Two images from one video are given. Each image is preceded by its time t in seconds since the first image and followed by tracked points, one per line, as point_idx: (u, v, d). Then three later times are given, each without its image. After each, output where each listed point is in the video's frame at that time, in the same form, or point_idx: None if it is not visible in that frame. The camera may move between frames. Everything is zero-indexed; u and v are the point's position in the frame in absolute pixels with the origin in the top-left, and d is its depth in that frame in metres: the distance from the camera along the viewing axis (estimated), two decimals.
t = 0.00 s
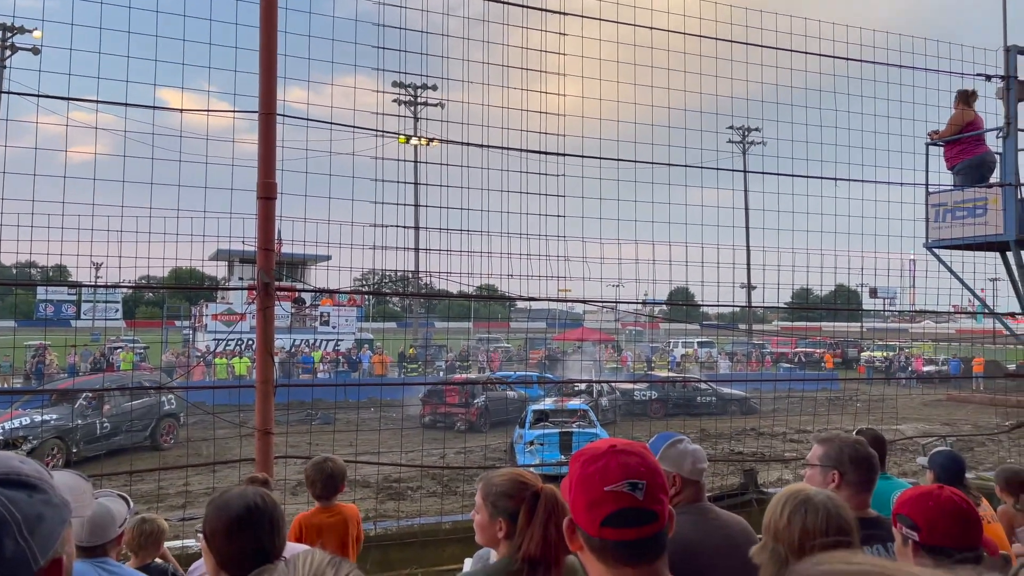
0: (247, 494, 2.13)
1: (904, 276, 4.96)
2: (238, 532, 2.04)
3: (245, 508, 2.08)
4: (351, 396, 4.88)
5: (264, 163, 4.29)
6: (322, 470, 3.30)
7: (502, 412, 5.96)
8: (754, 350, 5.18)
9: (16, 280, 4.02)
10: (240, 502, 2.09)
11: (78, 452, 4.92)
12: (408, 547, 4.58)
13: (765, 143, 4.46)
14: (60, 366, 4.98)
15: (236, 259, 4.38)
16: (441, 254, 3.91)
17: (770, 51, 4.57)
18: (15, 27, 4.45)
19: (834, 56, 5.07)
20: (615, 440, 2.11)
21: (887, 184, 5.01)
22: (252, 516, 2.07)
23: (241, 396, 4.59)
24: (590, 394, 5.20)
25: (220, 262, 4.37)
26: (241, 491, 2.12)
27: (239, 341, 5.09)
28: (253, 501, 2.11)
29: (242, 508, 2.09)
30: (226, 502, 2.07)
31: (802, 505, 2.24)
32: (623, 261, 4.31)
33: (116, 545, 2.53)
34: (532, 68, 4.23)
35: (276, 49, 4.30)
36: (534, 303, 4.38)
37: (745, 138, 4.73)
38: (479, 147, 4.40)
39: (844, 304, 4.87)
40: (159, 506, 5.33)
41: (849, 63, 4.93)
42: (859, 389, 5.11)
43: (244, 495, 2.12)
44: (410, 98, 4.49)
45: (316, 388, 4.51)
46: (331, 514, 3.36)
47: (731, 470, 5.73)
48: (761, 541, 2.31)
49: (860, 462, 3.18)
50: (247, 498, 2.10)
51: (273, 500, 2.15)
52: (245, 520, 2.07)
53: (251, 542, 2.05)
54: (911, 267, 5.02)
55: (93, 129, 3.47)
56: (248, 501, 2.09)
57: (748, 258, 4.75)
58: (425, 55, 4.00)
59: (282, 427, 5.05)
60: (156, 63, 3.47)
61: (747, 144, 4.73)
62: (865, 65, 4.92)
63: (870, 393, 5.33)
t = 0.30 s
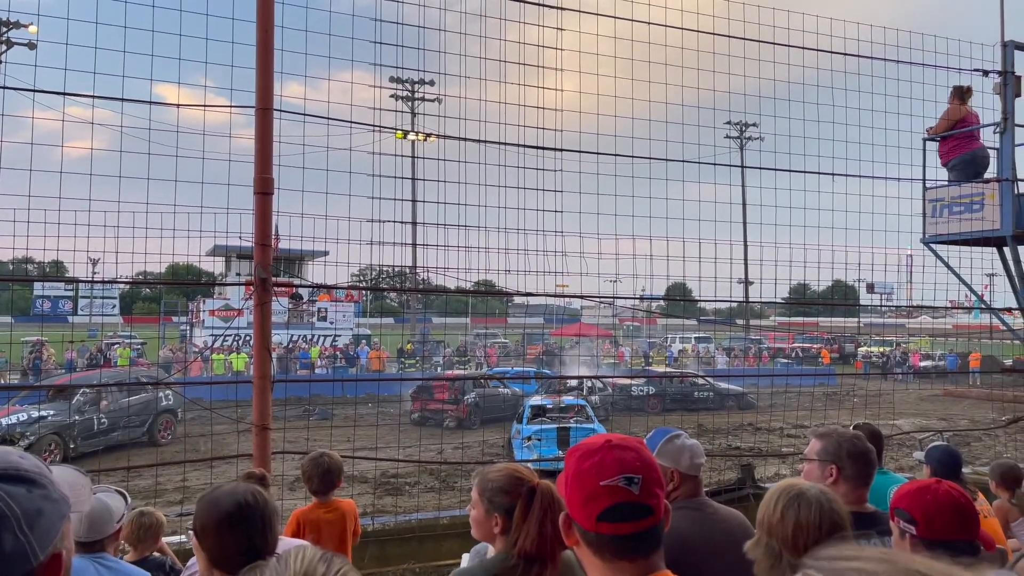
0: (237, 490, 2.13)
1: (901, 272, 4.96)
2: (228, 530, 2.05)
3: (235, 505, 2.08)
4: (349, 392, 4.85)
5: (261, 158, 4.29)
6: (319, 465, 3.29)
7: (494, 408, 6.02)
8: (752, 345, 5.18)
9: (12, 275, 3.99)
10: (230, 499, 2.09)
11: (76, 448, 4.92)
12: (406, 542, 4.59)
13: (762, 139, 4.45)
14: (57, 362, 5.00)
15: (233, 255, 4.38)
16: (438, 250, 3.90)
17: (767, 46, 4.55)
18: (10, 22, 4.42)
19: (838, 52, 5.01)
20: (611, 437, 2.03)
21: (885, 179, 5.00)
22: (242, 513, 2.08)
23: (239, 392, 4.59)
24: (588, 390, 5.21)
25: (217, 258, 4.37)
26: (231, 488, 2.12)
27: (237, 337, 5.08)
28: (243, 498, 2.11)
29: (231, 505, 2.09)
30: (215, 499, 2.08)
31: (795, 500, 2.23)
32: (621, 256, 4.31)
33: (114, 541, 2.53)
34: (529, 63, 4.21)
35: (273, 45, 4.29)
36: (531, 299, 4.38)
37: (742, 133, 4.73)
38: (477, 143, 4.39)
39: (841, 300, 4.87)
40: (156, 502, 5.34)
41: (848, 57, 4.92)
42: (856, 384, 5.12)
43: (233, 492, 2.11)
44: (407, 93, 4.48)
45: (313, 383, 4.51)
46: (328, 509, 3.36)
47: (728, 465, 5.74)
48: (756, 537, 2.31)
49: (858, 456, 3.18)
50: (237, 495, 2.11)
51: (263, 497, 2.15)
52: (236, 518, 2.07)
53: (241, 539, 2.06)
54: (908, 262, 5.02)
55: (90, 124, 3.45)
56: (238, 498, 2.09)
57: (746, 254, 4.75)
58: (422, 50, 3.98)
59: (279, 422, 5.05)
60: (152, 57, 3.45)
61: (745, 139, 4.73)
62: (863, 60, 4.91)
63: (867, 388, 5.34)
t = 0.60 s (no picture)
0: (231, 488, 2.14)
1: (901, 268, 4.96)
2: (223, 530, 2.05)
3: (228, 504, 2.08)
4: (349, 388, 4.86)
5: (261, 154, 4.28)
6: (321, 461, 3.30)
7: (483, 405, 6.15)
8: (753, 342, 5.17)
9: (12, 272, 3.97)
10: (223, 498, 2.09)
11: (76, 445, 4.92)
12: (406, 538, 4.59)
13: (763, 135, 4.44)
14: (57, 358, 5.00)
15: (233, 251, 4.38)
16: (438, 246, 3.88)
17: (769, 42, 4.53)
18: (9, 17, 4.41)
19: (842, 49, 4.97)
20: (613, 429, 1.96)
21: (886, 175, 4.99)
22: (236, 512, 2.08)
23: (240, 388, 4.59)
24: (589, 386, 5.21)
25: (217, 254, 4.36)
26: (223, 487, 2.12)
27: (237, 333, 5.08)
28: (236, 497, 2.11)
29: (225, 504, 2.09)
30: (208, 498, 2.08)
31: (797, 495, 2.24)
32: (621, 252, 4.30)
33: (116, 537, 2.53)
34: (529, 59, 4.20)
35: (273, 41, 4.29)
36: (532, 295, 4.37)
37: (743, 129, 4.72)
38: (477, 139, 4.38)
39: (842, 296, 4.87)
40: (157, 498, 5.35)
41: (853, 53, 4.89)
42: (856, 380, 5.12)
43: (226, 491, 2.12)
44: (407, 89, 4.47)
45: (314, 380, 4.51)
46: (329, 505, 3.37)
47: (728, 461, 5.75)
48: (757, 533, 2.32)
49: (859, 452, 3.19)
50: (231, 494, 2.11)
51: (255, 495, 2.15)
52: (229, 516, 2.07)
53: (235, 538, 2.06)
54: (908, 258, 5.02)
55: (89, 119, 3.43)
56: (231, 497, 2.10)
57: (746, 250, 4.74)
58: (423, 46, 3.96)
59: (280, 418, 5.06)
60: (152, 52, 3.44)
61: (745, 136, 4.72)
62: (864, 56, 4.90)
63: (867, 384, 5.34)
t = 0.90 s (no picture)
0: (227, 488, 2.15)
1: (903, 265, 4.96)
2: (218, 530, 2.06)
3: (223, 504, 2.08)
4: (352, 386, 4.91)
5: (263, 151, 4.28)
6: (326, 458, 3.30)
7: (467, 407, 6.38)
8: (755, 340, 5.17)
9: (15, 269, 3.98)
10: (219, 498, 2.10)
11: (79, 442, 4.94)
12: (408, 535, 4.60)
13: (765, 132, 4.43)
14: (59, 355, 5.04)
15: (236, 248, 4.38)
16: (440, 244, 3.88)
17: (771, 39, 4.51)
18: (12, 15, 4.41)
19: (859, 49, 4.76)
20: (624, 427, 1.95)
21: (889, 172, 4.98)
22: (231, 513, 2.08)
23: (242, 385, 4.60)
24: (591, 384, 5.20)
25: (220, 252, 4.37)
26: (220, 486, 2.13)
27: (239, 330, 5.09)
28: (232, 496, 2.12)
29: (220, 504, 2.10)
30: (204, 498, 2.09)
31: (815, 492, 2.24)
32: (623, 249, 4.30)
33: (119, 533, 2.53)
34: (531, 56, 4.19)
35: (275, 38, 4.29)
36: (534, 292, 4.37)
37: (744, 127, 4.71)
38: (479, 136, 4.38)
39: (844, 294, 4.86)
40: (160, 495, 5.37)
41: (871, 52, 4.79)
42: (859, 378, 5.12)
43: (222, 490, 2.12)
44: (409, 87, 4.47)
45: (316, 377, 4.52)
46: (332, 502, 3.38)
47: (730, 458, 5.75)
48: (771, 529, 2.32)
49: (862, 450, 3.19)
50: (226, 494, 2.11)
51: (251, 494, 2.15)
52: (225, 516, 2.08)
53: (231, 539, 2.07)
54: (910, 256, 5.01)
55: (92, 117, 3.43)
56: (227, 497, 2.10)
57: (748, 247, 4.73)
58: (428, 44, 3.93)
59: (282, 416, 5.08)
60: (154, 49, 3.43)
61: (747, 133, 4.71)
62: (867, 52, 4.88)
63: (869, 382, 5.34)
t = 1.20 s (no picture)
0: (231, 487, 2.15)
1: (908, 264, 4.94)
2: (221, 530, 2.06)
3: (226, 504, 2.08)
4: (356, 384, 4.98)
5: (267, 149, 4.29)
6: (333, 457, 3.31)
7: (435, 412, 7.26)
8: (759, 338, 5.16)
9: (20, 267, 3.99)
10: (222, 498, 2.10)
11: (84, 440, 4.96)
12: (411, 534, 4.61)
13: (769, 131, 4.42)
14: (65, 354, 5.07)
15: (239, 247, 4.39)
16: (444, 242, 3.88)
17: (776, 37, 4.50)
18: (18, 15, 4.43)
19: (860, 47, 4.81)
20: (647, 426, 1.93)
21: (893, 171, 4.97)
22: (234, 513, 2.08)
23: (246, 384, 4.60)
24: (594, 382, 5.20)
25: (224, 250, 4.39)
26: (224, 485, 2.13)
27: (244, 329, 5.10)
28: (235, 496, 2.12)
29: (224, 504, 2.10)
30: (208, 497, 2.09)
31: (827, 491, 2.23)
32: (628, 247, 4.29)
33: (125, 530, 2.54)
34: (534, 54, 4.19)
35: (279, 37, 4.29)
36: (537, 291, 4.37)
37: (748, 125, 4.70)
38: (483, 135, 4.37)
39: (848, 292, 4.85)
40: (164, 493, 5.38)
41: (867, 49, 4.83)
42: (863, 377, 5.11)
43: (226, 489, 2.12)
44: (412, 85, 4.46)
45: (320, 376, 4.52)
46: (338, 500, 3.39)
47: (733, 457, 5.75)
48: (780, 529, 2.31)
49: (866, 449, 3.18)
50: (230, 493, 2.12)
51: (255, 495, 2.14)
52: (227, 516, 2.08)
53: (233, 538, 2.07)
54: (915, 254, 5.00)
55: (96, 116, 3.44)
56: (230, 497, 2.10)
57: (752, 246, 4.72)
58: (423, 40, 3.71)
59: (286, 414, 5.09)
60: (158, 48, 3.43)
61: (751, 131, 4.70)
62: (871, 50, 4.87)
63: (873, 380, 5.34)
